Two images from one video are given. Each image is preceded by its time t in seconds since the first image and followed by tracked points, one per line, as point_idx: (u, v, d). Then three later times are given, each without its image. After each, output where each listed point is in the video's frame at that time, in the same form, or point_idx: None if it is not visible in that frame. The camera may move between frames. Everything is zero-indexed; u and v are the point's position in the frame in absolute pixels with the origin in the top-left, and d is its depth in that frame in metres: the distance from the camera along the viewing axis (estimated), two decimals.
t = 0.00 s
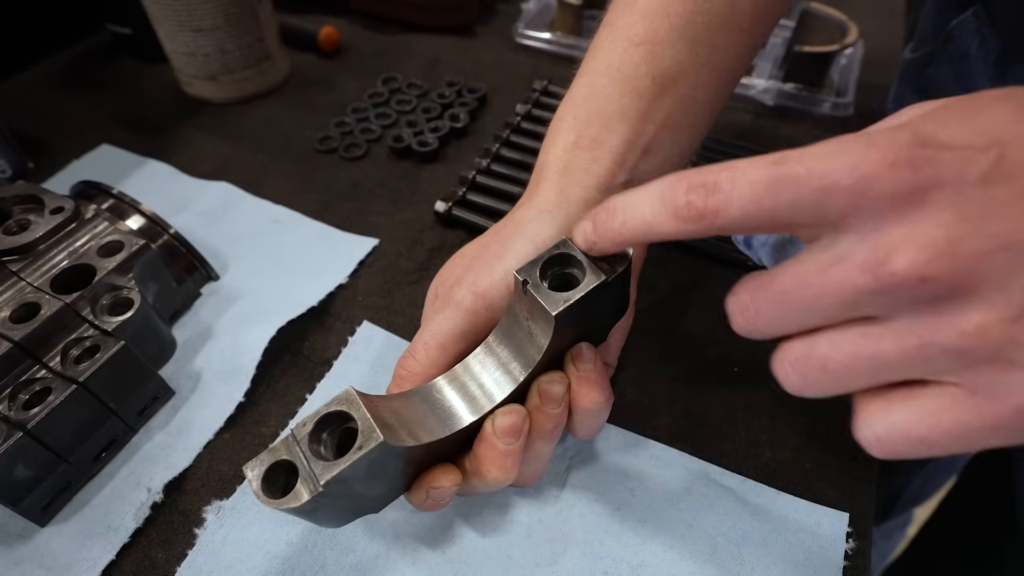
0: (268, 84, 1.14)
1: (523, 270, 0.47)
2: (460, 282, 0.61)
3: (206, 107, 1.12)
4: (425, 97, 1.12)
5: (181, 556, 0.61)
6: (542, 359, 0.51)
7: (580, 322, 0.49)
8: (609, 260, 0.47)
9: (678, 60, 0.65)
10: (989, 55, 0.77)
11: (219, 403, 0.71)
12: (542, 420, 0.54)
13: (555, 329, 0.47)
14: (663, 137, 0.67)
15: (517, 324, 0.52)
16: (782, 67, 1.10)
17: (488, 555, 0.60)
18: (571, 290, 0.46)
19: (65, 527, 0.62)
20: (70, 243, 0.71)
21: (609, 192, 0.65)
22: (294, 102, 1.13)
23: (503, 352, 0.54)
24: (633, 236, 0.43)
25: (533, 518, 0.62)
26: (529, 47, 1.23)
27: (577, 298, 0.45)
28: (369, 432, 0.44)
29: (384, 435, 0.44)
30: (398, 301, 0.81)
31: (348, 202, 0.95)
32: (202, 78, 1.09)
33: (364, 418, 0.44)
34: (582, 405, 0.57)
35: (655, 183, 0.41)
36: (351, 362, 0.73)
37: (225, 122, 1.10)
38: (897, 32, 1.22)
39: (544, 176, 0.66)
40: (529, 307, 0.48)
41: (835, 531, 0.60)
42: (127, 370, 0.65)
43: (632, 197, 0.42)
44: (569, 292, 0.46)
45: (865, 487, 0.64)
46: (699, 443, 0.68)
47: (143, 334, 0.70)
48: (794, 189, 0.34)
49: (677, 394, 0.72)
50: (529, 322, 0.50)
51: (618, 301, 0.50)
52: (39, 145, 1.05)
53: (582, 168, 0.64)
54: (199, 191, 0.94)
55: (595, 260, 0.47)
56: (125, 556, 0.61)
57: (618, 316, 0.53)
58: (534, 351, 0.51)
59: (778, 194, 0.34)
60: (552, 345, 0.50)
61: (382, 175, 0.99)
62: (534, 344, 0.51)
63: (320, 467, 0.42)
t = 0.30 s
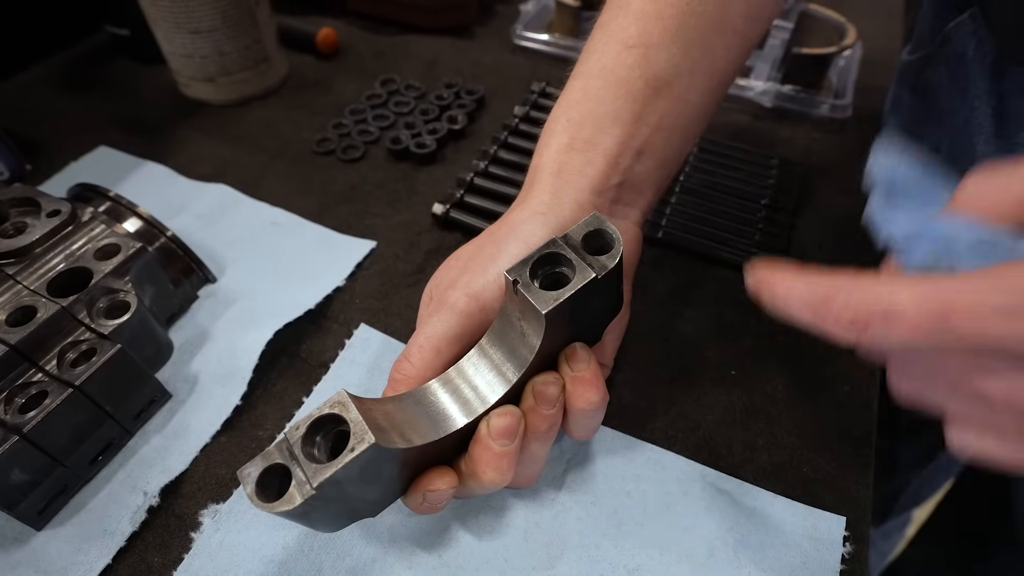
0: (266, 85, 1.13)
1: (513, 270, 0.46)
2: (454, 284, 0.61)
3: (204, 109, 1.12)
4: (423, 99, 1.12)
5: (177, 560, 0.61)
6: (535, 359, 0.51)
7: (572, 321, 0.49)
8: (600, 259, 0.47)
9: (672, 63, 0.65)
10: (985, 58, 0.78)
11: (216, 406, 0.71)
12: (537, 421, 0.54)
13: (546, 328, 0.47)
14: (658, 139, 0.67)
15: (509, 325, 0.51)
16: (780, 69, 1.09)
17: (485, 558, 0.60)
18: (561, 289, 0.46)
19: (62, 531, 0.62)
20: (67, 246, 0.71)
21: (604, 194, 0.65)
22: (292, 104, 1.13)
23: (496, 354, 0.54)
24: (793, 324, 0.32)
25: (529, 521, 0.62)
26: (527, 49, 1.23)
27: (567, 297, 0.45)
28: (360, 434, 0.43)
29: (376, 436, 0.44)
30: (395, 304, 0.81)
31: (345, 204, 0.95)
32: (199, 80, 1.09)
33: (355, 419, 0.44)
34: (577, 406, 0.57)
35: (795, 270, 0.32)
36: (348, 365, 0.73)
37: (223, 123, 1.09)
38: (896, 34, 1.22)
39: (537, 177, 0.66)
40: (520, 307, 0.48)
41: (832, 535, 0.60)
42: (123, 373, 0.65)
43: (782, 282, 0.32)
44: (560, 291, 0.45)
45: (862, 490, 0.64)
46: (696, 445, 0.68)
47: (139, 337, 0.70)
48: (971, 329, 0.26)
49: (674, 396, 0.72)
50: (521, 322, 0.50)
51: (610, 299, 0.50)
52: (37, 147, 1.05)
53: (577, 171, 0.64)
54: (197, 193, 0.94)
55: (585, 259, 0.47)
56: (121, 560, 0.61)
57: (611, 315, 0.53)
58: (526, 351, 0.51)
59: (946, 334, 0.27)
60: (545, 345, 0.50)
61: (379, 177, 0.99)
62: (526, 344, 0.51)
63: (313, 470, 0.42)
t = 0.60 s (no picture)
0: (264, 85, 1.13)
1: (509, 269, 0.46)
2: (452, 284, 0.61)
3: (203, 109, 1.12)
4: (422, 99, 1.12)
5: (174, 561, 0.61)
6: (532, 358, 0.51)
7: (568, 320, 0.49)
8: (596, 258, 0.47)
9: (669, 62, 0.65)
10: (986, 57, 0.76)
11: (213, 406, 0.71)
12: (534, 421, 0.54)
13: (543, 327, 0.47)
14: (656, 138, 0.66)
15: (506, 324, 0.51)
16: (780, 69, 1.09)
17: (483, 559, 0.60)
18: (558, 287, 0.46)
19: (58, 532, 0.62)
20: (64, 247, 0.71)
21: (601, 193, 0.65)
22: (291, 104, 1.13)
23: (493, 353, 0.53)
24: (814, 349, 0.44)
25: (528, 521, 0.62)
26: (526, 49, 1.23)
27: (564, 295, 0.45)
28: (357, 434, 0.43)
29: (372, 436, 0.43)
30: (393, 304, 0.81)
31: (344, 204, 0.95)
32: (198, 79, 1.09)
33: (351, 419, 0.43)
34: (575, 406, 0.56)
35: (810, 288, 0.45)
36: (346, 365, 0.73)
37: (221, 123, 1.09)
38: (895, 34, 1.22)
39: (535, 176, 0.66)
40: (517, 306, 0.48)
41: (831, 535, 0.60)
42: (120, 373, 0.64)
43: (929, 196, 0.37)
44: (556, 289, 0.45)
45: (861, 490, 0.64)
46: (695, 445, 0.68)
47: (137, 338, 0.69)
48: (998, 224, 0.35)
49: (673, 396, 0.71)
50: (518, 321, 0.49)
51: (608, 298, 0.50)
52: (35, 147, 1.04)
53: (574, 170, 0.64)
54: (195, 193, 0.94)
55: (582, 257, 0.46)
56: (118, 561, 0.61)
57: (608, 314, 0.53)
58: (524, 350, 0.51)
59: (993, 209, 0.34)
60: (541, 344, 0.50)
61: (378, 177, 0.99)
62: (523, 343, 0.50)
63: (309, 470, 0.42)
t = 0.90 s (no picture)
0: (263, 86, 1.13)
1: (507, 274, 0.46)
2: (449, 287, 0.61)
3: (201, 110, 1.12)
4: (420, 100, 1.12)
5: (172, 562, 0.61)
6: (529, 362, 0.51)
7: (565, 325, 0.49)
8: (593, 263, 0.47)
9: (666, 65, 0.65)
10: (979, 56, 0.78)
11: (211, 408, 0.71)
12: (531, 424, 0.54)
13: (541, 332, 0.47)
14: (652, 141, 0.67)
15: (503, 329, 0.52)
16: (777, 71, 1.09)
17: (480, 561, 0.60)
18: (554, 294, 0.46)
19: (57, 533, 0.62)
20: (62, 248, 0.71)
21: (598, 196, 0.65)
22: (289, 105, 1.13)
23: (490, 358, 0.54)
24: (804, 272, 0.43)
25: (525, 523, 0.62)
26: (525, 50, 1.23)
27: (561, 301, 0.45)
28: (354, 439, 0.43)
29: (370, 440, 0.44)
30: (391, 306, 0.81)
31: (342, 206, 0.95)
32: (196, 81, 1.09)
33: (349, 424, 0.44)
34: (572, 409, 0.57)
35: (810, 222, 0.43)
36: (344, 367, 0.73)
37: (220, 125, 1.09)
38: (892, 35, 1.22)
39: (532, 180, 0.66)
40: (514, 311, 0.48)
41: (826, 537, 0.60)
42: (118, 375, 0.65)
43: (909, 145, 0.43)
44: (554, 294, 0.46)
45: (857, 492, 0.64)
46: (691, 447, 0.68)
47: (135, 340, 0.70)
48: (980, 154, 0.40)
49: (670, 398, 0.72)
50: (515, 326, 0.50)
51: (604, 302, 0.50)
52: (33, 149, 1.04)
53: (571, 174, 0.65)
54: (193, 195, 0.94)
55: (579, 263, 0.47)
56: (117, 562, 0.61)
57: (605, 319, 0.53)
58: (520, 355, 0.51)
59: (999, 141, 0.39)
60: (538, 348, 0.50)
61: (376, 178, 0.99)
62: (520, 348, 0.51)
63: (307, 474, 0.42)
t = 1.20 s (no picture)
0: (262, 86, 1.13)
1: (509, 274, 0.46)
2: (450, 288, 0.61)
3: (201, 110, 1.12)
4: (420, 100, 1.12)
5: (171, 565, 0.61)
6: (532, 363, 0.51)
7: (567, 326, 0.49)
8: (595, 263, 0.46)
9: (667, 64, 0.65)
10: (977, 53, 0.78)
11: (211, 409, 0.71)
12: (533, 425, 0.54)
13: (543, 333, 0.47)
14: (653, 140, 0.66)
15: (505, 329, 0.51)
16: (778, 70, 1.09)
17: (481, 563, 0.59)
18: (557, 293, 0.46)
19: (55, 535, 0.62)
20: (60, 248, 0.71)
21: (599, 196, 0.65)
22: (289, 105, 1.13)
23: (492, 358, 0.53)
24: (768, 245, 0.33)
25: (526, 525, 0.62)
26: (525, 50, 1.23)
27: (563, 301, 0.45)
28: (356, 440, 0.43)
29: (372, 442, 0.43)
30: (391, 306, 0.81)
31: (342, 206, 0.95)
32: (196, 80, 1.09)
33: (350, 425, 0.43)
34: (574, 410, 0.56)
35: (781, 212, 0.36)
36: (344, 368, 0.73)
37: (219, 125, 1.09)
38: (893, 34, 1.22)
39: (533, 180, 0.66)
40: (516, 312, 0.48)
41: (829, 539, 0.60)
42: (117, 376, 0.64)
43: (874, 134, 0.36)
44: (556, 295, 0.45)
45: (859, 495, 0.64)
46: (693, 449, 0.68)
47: (134, 341, 0.69)
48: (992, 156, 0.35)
49: (671, 399, 0.71)
50: (517, 326, 0.49)
51: (606, 303, 0.50)
52: (32, 149, 1.04)
53: (572, 173, 0.64)
54: (193, 195, 0.94)
55: (581, 263, 0.46)
56: (115, 565, 0.61)
57: (606, 321, 0.53)
58: (523, 355, 0.51)
59: None
60: (541, 349, 0.50)
61: (376, 178, 0.99)
62: (522, 348, 0.50)
63: (307, 476, 0.42)
